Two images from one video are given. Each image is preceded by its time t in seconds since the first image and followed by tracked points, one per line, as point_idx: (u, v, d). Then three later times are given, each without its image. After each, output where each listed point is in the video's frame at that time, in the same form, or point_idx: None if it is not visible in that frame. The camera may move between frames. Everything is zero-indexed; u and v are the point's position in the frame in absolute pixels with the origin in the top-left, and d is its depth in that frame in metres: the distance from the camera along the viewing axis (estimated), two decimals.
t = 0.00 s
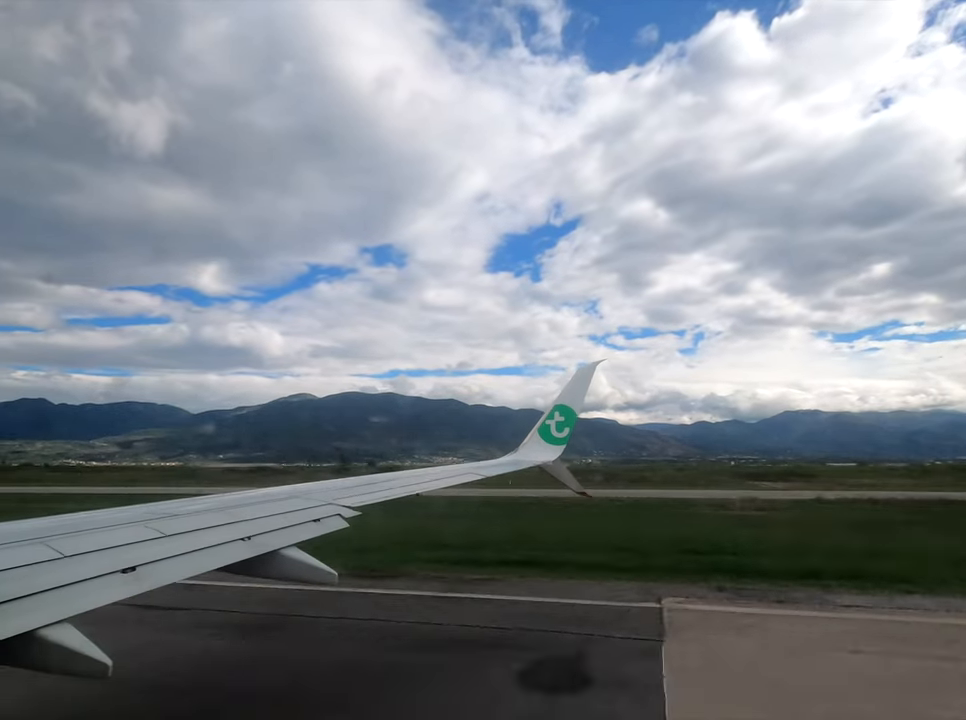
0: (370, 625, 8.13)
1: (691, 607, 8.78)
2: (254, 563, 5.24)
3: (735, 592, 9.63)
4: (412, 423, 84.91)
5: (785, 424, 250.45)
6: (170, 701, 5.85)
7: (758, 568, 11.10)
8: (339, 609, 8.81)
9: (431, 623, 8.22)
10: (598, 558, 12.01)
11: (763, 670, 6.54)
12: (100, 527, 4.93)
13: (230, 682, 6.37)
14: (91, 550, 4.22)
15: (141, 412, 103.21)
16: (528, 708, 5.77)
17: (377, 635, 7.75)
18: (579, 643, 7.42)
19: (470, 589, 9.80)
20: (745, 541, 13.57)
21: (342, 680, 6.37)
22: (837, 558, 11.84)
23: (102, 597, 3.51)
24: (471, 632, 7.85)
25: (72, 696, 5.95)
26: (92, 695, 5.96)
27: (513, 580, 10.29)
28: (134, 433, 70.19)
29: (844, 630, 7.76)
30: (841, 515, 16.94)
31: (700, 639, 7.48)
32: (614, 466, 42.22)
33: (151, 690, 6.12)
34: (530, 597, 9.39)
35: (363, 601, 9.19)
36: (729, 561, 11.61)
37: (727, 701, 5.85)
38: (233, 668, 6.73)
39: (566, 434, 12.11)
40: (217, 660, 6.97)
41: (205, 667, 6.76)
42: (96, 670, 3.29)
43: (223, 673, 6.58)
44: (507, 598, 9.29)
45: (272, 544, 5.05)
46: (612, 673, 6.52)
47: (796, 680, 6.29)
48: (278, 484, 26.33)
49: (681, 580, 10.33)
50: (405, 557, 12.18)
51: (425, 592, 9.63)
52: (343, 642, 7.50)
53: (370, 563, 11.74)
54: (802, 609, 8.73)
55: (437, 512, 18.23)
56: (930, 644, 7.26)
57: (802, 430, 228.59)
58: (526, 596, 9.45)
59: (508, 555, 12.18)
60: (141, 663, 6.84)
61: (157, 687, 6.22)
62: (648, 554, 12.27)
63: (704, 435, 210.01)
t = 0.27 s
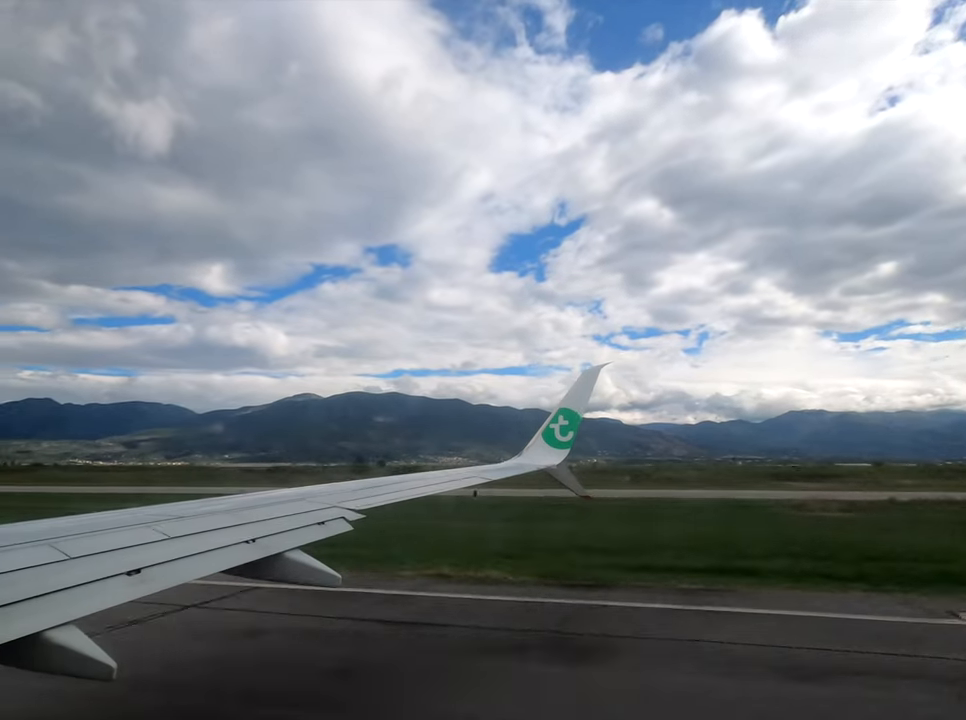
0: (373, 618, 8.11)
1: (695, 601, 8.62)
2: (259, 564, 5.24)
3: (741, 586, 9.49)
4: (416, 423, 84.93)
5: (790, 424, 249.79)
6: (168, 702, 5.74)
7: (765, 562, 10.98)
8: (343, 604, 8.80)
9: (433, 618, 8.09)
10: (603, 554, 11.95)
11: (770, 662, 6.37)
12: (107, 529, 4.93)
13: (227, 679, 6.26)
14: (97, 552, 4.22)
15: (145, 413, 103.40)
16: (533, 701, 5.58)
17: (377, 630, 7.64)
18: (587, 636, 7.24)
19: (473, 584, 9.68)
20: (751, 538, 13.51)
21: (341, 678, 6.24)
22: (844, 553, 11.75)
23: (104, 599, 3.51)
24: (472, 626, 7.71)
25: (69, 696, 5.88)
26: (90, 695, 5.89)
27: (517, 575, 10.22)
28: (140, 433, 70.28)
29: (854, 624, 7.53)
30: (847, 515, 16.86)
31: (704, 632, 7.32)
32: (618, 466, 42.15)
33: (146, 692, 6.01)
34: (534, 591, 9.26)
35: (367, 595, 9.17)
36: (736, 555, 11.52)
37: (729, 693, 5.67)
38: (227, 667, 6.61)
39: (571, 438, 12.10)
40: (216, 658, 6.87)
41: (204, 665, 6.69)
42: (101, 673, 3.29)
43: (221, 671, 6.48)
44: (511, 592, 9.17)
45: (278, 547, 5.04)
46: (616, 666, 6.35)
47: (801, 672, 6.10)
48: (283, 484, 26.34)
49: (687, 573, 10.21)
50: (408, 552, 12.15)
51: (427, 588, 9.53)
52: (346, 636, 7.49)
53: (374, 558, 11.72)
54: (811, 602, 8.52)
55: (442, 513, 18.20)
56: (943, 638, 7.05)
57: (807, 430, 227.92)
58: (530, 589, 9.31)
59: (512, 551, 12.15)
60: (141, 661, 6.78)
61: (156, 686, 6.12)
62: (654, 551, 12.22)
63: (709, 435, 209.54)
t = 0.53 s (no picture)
0: (384, 619, 8.18)
1: (705, 606, 8.59)
2: (270, 562, 5.30)
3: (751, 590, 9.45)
4: (426, 423, 85.08)
5: (802, 424, 248.31)
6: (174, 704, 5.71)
7: (775, 566, 10.93)
8: (354, 604, 8.87)
9: (442, 619, 8.13)
10: (612, 556, 11.93)
11: (779, 670, 6.39)
12: (119, 527, 5.00)
13: (232, 681, 6.21)
14: (110, 549, 4.28)
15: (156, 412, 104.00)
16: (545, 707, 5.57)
17: (384, 631, 7.67)
18: (595, 639, 7.26)
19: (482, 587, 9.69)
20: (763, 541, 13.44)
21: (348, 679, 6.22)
22: (855, 557, 11.74)
23: (116, 597, 3.56)
24: (481, 629, 7.75)
25: (79, 693, 5.91)
26: (99, 694, 5.90)
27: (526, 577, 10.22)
28: (151, 433, 70.67)
29: (864, 633, 7.53)
30: (859, 515, 16.77)
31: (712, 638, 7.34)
32: (627, 465, 42.09)
33: (150, 693, 5.97)
34: (543, 594, 9.28)
35: (377, 597, 9.24)
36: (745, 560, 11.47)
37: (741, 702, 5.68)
38: (233, 667, 6.61)
39: (579, 437, 12.11)
40: (225, 657, 6.92)
41: (211, 665, 6.69)
42: (114, 669, 3.35)
43: (227, 673, 6.45)
44: (519, 595, 9.18)
45: (287, 545, 5.11)
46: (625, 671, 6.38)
47: (813, 682, 6.10)
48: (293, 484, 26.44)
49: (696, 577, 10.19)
50: (418, 555, 12.22)
51: (436, 590, 9.55)
52: (356, 635, 7.55)
53: (383, 561, 11.80)
54: (821, 610, 8.49)
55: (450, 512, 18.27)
56: (952, 646, 7.05)
57: (818, 430, 226.54)
58: (539, 591, 9.33)
59: (521, 552, 12.19)
60: (150, 660, 6.81)
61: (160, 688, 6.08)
62: (663, 552, 12.20)
63: (719, 435, 208.58)
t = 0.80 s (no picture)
0: (396, 618, 8.26)
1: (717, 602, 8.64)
2: (283, 561, 5.37)
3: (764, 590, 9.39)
4: (437, 423, 85.23)
5: (814, 424, 246.62)
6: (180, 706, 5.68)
7: (788, 565, 10.88)
8: (366, 604, 8.95)
9: (455, 617, 8.19)
10: (624, 555, 11.94)
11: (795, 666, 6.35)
12: (134, 526, 5.09)
13: (239, 683, 6.19)
14: (125, 548, 4.36)
15: (169, 413, 104.74)
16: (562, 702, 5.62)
17: (396, 630, 7.73)
18: (605, 637, 7.27)
19: (493, 585, 9.73)
20: (777, 541, 13.39)
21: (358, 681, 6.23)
22: (869, 556, 11.69)
23: (130, 595, 3.63)
24: (493, 627, 7.79)
25: (94, 691, 5.97)
26: (114, 692, 5.95)
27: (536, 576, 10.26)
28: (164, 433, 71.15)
29: (878, 630, 7.47)
30: (876, 518, 16.62)
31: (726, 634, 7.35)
32: (639, 465, 41.99)
33: (159, 693, 5.99)
34: (553, 591, 9.34)
35: (389, 596, 9.31)
36: (759, 559, 11.42)
37: (756, 698, 5.61)
38: (243, 667, 6.64)
39: (590, 436, 12.12)
40: (239, 655, 7.00)
41: (221, 664, 6.74)
42: (129, 666, 3.41)
43: (236, 672, 6.48)
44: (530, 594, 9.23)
45: (299, 544, 5.17)
46: (638, 668, 6.36)
47: (830, 678, 6.04)
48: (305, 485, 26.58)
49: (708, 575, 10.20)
50: (430, 555, 12.28)
51: (448, 589, 9.57)
52: (369, 634, 7.62)
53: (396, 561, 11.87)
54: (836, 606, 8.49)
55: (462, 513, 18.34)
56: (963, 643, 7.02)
57: (831, 430, 224.96)
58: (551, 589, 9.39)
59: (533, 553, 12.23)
60: (163, 659, 6.89)
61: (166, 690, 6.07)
62: (675, 553, 12.18)
63: (731, 435, 207.46)
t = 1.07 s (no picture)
0: (410, 618, 8.34)
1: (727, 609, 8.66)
2: (299, 558, 5.45)
3: (780, 595, 9.38)
4: (449, 423, 85.37)
5: (830, 424, 244.51)
6: (198, 703, 5.73)
7: (802, 569, 10.86)
8: (380, 603, 9.03)
9: (468, 620, 8.27)
10: (637, 558, 11.96)
11: (808, 675, 6.35)
12: (152, 523, 5.19)
13: (255, 681, 6.25)
14: (142, 544, 4.46)
15: (184, 413, 105.52)
16: (574, 706, 5.66)
17: (410, 630, 7.82)
18: (617, 643, 7.31)
19: (506, 589, 9.80)
20: (793, 544, 13.33)
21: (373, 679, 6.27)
22: (883, 560, 11.61)
23: (148, 591, 3.71)
24: (505, 630, 7.86)
25: (113, 687, 6.04)
26: (131, 689, 5.99)
27: (549, 580, 10.32)
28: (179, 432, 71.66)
29: (893, 637, 7.47)
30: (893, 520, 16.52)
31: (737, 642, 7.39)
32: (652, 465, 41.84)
33: (181, 686, 6.13)
34: (566, 597, 9.40)
35: (403, 596, 9.40)
36: (774, 563, 11.39)
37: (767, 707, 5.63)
38: (259, 664, 6.72)
39: (604, 433, 12.12)
40: (257, 651, 7.11)
41: (238, 661, 6.83)
42: (147, 661, 3.49)
43: (251, 670, 6.55)
44: (543, 598, 9.29)
45: (314, 541, 5.26)
46: (649, 673, 6.40)
47: (842, 688, 6.03)
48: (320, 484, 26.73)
49: (720, 581, 10.21)
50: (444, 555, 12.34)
51: (462, 592, 9.63)
52: (383, 633, 7.71)
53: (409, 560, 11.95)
54: (847, 612, 8.48)
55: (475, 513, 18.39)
56: None
57: (846, 430, 222.89)
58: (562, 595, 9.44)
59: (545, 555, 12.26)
60: (180, 654, 6.99)
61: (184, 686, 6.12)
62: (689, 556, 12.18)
63: (746, 435, 206.08)
